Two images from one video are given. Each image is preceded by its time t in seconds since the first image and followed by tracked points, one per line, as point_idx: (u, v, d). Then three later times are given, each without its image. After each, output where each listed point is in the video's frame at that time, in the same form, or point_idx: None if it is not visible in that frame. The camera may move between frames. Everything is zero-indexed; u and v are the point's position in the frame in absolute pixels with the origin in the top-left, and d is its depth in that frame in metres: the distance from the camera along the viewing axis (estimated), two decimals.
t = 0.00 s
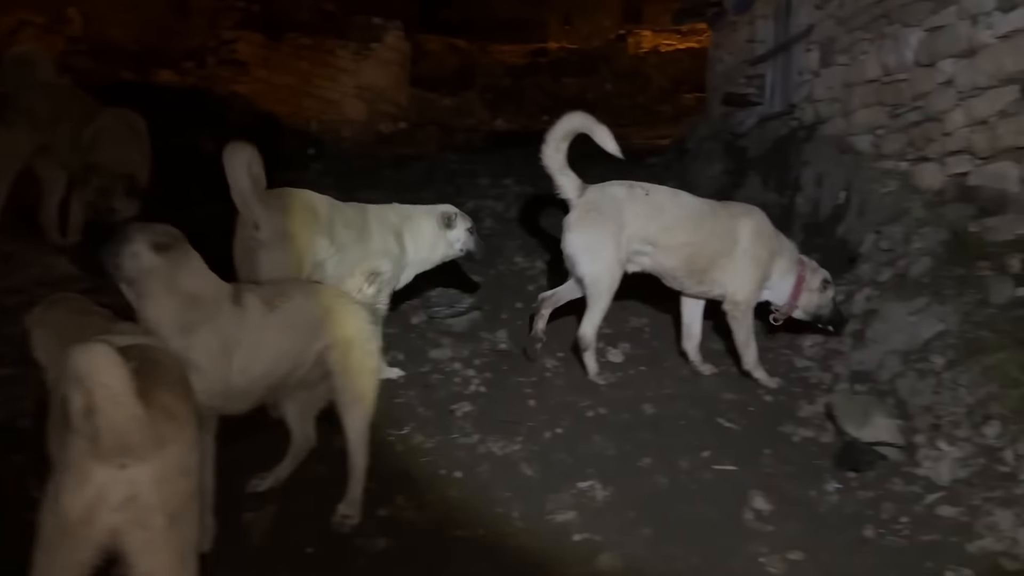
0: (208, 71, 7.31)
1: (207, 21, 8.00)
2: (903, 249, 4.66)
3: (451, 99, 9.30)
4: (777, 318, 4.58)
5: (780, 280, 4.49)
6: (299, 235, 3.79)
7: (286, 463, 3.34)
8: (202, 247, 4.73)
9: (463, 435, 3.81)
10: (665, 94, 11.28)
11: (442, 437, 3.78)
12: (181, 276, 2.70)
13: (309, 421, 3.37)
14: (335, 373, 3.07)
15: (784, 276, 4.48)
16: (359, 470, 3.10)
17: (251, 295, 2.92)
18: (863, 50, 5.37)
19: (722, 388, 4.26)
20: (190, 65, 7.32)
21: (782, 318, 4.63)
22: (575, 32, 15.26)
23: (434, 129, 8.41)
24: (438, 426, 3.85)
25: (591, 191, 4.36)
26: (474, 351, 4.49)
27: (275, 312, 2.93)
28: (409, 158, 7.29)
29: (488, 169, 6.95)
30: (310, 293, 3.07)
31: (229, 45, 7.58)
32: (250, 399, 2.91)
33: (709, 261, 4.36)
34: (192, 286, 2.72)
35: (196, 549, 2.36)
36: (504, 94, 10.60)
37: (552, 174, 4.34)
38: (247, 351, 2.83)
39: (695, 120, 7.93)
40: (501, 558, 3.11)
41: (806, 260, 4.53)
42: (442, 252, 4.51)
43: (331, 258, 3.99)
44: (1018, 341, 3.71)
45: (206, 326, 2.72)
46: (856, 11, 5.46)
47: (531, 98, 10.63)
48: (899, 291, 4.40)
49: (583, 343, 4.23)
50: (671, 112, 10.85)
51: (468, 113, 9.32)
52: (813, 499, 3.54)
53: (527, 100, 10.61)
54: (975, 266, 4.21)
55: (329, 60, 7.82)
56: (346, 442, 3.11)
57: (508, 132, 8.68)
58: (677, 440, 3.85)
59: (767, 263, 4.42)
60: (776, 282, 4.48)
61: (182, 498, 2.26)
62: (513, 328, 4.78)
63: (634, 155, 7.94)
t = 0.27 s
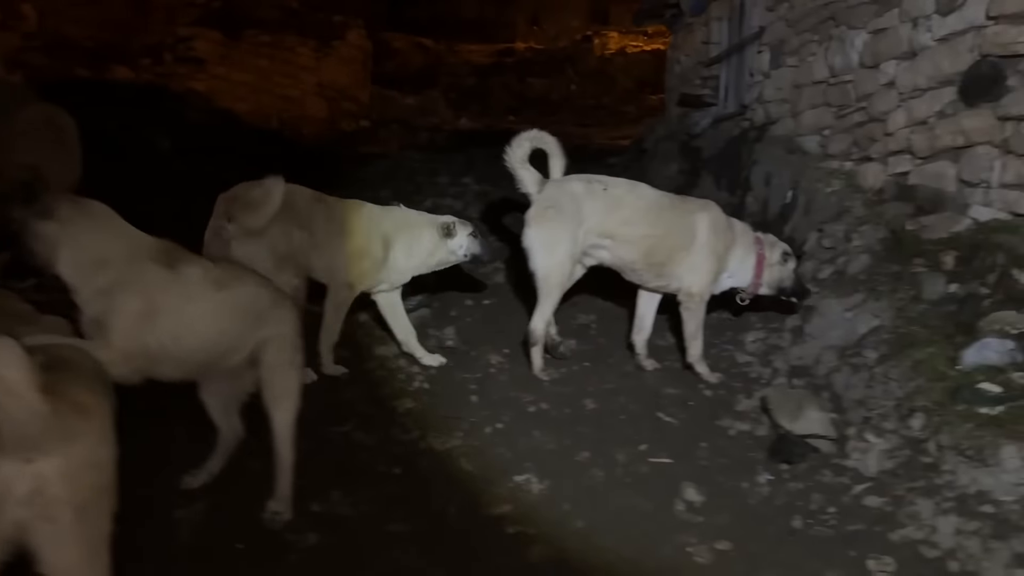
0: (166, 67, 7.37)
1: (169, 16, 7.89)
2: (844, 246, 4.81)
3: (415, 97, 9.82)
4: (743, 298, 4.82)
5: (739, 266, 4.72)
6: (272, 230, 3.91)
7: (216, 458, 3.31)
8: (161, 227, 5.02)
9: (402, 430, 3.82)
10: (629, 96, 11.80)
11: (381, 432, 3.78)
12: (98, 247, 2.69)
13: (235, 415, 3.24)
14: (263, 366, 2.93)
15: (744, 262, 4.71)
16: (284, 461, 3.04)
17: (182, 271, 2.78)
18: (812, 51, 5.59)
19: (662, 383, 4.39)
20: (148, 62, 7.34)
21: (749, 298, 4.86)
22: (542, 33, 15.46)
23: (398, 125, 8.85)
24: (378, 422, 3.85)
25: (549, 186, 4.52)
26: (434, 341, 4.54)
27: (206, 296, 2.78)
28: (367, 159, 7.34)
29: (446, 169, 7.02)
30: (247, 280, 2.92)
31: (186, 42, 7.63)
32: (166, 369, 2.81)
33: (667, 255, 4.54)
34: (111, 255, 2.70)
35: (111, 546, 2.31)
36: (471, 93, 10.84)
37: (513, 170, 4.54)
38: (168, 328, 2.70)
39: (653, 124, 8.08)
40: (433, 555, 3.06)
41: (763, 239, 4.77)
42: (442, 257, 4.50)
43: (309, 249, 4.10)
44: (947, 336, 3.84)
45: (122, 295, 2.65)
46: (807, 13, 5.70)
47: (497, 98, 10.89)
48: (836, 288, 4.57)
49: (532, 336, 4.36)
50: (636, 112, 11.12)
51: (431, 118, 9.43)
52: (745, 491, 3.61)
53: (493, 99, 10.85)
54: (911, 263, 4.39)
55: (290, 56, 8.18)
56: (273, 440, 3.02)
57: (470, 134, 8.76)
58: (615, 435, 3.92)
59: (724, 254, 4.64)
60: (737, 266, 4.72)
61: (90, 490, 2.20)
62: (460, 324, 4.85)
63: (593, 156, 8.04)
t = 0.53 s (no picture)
0: (120, 64, 7.66)
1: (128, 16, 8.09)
2: (785, 242, 4.99)
3: (378, 96, 10.44)
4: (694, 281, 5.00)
5: (689, 254, 4.86)
6: (232, 222, 4.08)
7: (135, 450, 3.34)
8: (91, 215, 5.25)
9: (337, 424, 3.87)
10: (594, 97, 12.48)
11: (316, 426, 3.83)
12: None
13: (149, 399, 3.29)
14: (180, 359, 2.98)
15: (693, 249, 4.85)
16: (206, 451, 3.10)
17: (87, 265, 2.71)
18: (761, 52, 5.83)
19: (602, 377, 4.53)
20: (103, 57, 7.63)
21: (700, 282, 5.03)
22: (510, 32, 16.25)
23: (359, 126, 9.61)
24: (314, 417, 3.90)
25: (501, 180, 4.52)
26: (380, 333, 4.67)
27: (117, 292, 2.75)
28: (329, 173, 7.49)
29: (402, 182, 7.17)
30: (159, 273, 2.91)
31: (141, 38, 8.00)
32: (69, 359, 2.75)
33: (618, 249, 4.61)
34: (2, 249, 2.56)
35: (14, 539, 2.31)
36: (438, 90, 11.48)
37: (463, 162, 4.50)
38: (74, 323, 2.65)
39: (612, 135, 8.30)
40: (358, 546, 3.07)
41: (712, 222, 4.92)
42: (415, 253, 4.73)
43: (272, 239, 4.29)
44: (875, 330, 3.94)
45: (18, 289, 2.56)
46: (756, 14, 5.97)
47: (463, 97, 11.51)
48: (773, 282, 4.78)
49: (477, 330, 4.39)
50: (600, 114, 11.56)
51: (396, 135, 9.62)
52: (675, 480, 3.67)
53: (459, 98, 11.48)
54: (846, 259, 4.54)
55: (246, 57, 8.90)
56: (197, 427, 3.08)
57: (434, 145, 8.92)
58: (549, 427, 4.00)
59: (673, 247, 4.77)
60: (687, 255, 4.86)
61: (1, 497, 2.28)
62: (405, 321, 5.00)
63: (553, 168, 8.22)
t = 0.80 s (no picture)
0: (77, 64, 7.68)
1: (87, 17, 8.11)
2: (740, 246, 5.10)
3: (342, 96, 10.37)
4: (653, 284, 5.02)
5: (653, 259, 4.88)
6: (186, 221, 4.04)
7: (85, 461, 3.27)
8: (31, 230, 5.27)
9: (289, 430, 3.84)
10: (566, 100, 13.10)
11: (268, 432, 3.80)
12: None
13: (98, 411, 3.26)
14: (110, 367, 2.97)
15: (657, 254, 4.88)
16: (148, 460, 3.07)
17: None
18: (720, 57, 6.28)
19: (559, 380, 4.55)
20: (59, 56, 7.59)
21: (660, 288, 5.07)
22: (478, 34, 17.30)
23: (324, 126, 9.49)
24: (265, 423, 3.87)
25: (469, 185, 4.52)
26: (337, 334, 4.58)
27: (26, 300, 2.78)
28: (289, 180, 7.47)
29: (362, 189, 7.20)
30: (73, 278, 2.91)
31: (99, 37, 8.02)
32: None
33: (579, 257, 4.63)
34: None
35: None
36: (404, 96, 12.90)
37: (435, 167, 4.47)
38: None
39: (576, 140, 8.38)
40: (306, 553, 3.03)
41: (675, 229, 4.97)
42: (379, 246, 4.69)
43: (225, 238, 4.24)
44: (825, 332, 4.00)
45: None
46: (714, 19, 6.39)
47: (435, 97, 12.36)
48: (727, 286, 4.85)
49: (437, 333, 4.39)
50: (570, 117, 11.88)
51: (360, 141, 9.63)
52: (628, 483, 3.68)
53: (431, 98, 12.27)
54: (800, 263, 4.62)
55: (208, 56, 8.95)
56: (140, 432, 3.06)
57: (399, 153, 8.95)
58: (504, 429, 4.01)
59: (637, 254, 4.79)
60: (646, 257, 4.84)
61: None
62: (363, 325, 4.99)
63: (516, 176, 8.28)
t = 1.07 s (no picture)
0: (58, 64, 7.65)
1: (68, 17, 8.07)
2: (723, 247, 5.20)
3: (325, 101, 10.76)
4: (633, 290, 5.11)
5: (638, 263, 4.96)
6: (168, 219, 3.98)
7: (66, 469, 3.23)
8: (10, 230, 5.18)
9: (270, 432, 3.81)
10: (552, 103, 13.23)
11: (249, 434, 3.77)
12: None
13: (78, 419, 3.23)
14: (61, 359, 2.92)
15: (641, 259, 4.96)
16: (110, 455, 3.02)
17: None
18: (703, 59, 6.38)
19: (543, 381, 4.55)
20: (38, 56, 7.57)
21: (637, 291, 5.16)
22: (463, 37, 17.29)
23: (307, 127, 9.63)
24: (246, 425, 3.84)
25: (478, 185, 4.47)
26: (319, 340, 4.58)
27: None
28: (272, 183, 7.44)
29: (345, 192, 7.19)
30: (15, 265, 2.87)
31: (80, 38, 7.99)
32: None
33: (576, 252, 4.63)
34: None
35: None
36: (387, 96, 13.24)
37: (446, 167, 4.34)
38: None
39: (561, 143, 8.41)
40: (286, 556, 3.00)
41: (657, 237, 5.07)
42: (370, 236, 4.68)
43: (208, 241, 4.23)
44: (806, 332, 4.03)
45: None
46: (697, 22, 6.46)
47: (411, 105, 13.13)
48: (710, 287, 4.88)
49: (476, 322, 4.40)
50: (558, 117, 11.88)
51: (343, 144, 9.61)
52: (611, 483, 3.69)
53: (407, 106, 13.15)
54: (782, 264, 4.66)
55: (193, 57, 8.84)
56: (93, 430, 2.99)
57: (383, 156, 8.95)
58: (488, 430, 4.00)
59: (625, 253, 4.82)
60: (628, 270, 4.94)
61: None
62: (346, 327, 4.97)
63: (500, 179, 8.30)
